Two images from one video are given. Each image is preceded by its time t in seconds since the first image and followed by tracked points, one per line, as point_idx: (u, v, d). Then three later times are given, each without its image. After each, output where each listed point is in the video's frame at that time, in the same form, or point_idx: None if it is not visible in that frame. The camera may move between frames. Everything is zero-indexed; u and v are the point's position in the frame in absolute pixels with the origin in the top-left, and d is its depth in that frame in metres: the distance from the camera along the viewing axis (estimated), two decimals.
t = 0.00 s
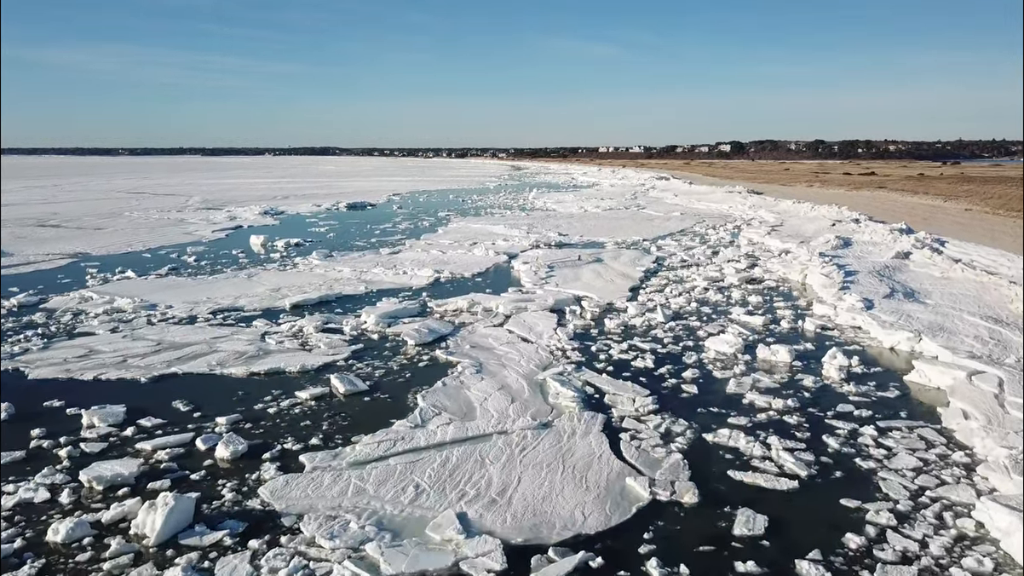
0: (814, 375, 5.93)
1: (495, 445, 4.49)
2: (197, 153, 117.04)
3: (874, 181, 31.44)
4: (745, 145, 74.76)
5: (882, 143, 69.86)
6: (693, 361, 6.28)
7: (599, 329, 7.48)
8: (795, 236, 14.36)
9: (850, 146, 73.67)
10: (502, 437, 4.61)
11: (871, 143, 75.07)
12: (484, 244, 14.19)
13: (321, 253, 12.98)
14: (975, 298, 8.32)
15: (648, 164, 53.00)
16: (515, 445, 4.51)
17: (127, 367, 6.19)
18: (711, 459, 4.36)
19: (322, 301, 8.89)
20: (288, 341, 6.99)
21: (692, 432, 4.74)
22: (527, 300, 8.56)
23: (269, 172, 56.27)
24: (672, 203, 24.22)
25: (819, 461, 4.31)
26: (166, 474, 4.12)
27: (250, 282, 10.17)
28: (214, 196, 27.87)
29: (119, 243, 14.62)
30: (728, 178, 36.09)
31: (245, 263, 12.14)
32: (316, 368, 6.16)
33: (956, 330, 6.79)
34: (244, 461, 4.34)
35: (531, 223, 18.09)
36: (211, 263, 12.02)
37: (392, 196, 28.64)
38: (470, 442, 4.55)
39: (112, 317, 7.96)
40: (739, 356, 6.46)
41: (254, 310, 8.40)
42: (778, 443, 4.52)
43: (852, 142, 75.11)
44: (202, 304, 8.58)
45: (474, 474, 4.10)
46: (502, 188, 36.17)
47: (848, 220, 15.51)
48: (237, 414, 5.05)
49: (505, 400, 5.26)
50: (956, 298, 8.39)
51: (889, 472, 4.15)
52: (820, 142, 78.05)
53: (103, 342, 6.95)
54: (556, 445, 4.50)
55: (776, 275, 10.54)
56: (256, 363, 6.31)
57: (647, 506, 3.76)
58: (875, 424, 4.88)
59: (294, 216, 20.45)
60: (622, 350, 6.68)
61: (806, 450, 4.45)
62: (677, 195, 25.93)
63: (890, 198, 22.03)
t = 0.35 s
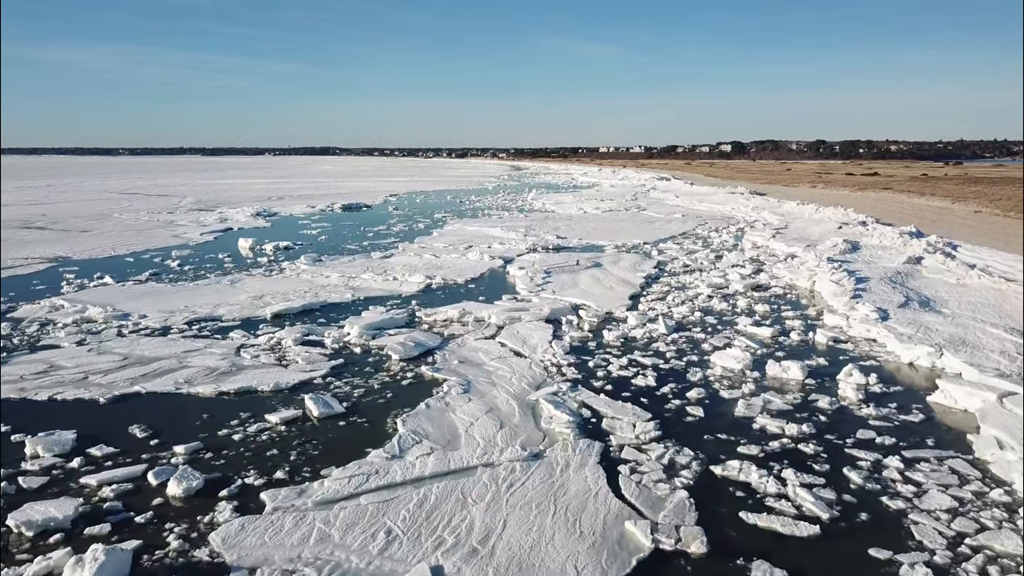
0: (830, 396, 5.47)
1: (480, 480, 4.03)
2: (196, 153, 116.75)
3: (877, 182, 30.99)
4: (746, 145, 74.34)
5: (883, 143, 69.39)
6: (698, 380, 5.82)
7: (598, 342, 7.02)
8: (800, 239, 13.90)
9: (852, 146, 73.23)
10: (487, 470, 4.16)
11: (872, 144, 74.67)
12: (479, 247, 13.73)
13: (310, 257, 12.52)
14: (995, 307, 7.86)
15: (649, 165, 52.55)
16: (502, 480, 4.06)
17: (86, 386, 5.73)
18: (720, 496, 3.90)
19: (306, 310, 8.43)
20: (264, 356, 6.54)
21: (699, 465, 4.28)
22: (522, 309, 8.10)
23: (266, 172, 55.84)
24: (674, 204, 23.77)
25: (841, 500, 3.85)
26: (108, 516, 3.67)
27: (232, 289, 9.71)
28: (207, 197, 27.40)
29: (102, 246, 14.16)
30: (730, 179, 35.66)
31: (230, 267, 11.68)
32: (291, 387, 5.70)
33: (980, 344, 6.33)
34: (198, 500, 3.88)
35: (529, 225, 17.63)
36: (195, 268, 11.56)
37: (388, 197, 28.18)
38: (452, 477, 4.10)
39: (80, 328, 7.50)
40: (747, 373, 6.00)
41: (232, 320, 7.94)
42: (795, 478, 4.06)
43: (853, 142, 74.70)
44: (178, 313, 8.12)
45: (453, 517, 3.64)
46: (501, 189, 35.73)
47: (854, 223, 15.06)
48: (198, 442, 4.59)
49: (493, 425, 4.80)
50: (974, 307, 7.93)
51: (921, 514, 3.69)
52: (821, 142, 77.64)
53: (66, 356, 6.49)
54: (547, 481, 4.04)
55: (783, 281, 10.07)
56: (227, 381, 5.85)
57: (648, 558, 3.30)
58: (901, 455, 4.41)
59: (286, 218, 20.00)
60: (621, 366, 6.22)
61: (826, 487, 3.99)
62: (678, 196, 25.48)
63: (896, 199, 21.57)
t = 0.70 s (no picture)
0: (846, 417, 5.05)
1: (462, 520, 3.62)
2: (195, 152, 116.36)
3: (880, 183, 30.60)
4: (747, 145, 73.94)
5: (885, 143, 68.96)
6: (703, 399, 5.40)
7: (596, 355, 6.59)
8: (806, 243, 13.49)
9: (853, 146, 72.76)
10: (470, 508, 3.75)
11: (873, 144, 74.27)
12: (475, 251, 13.31)
13: (299, 261, 12.11)
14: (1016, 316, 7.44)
15: (649, 165, 52.16)
16: (486, 519, 3.64)
17: (43, 405, 5.30)
18: (730, 540, 3.48)
19: (289, 319, 8.01)
20: (240, 371, 6.12)
21: (706, 501, 3.86)
22: (515, 318, 7.67)
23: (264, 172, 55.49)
24: (675, 205, 23.37)
25: (866, 545, 3.43)
26: (40, 565, 3.26)
27: (215, 296, 9.29)
28: (202, 198, 27.00)
29: (87, 249, 13.75)
30: (731, 180, 35.26)
31: (215, 272, 11.26)
32: (264, 408, 5.27)
33: (1005, 359, 5.91)
34: (146, 543, 3.48)
35: (527, 228, 17.21)
36: (179, 273, 11.14)
37: (385, 198, 27.75)
38: (431, 516, 3.69)
39: (48, 340, 7.08)
40: (756, 391, 5.58)
41: (209, 330, 7.52)
42: (814, 518, 3.64)
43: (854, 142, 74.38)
44: (154, 323, 7.69)
45: (430, 565, 3.23)
46: (500, 189, 35.36)
47: (861, 226, 14.63)
48: (154, 472, 4.19)
49: (480, 453, 4.38)
50: (993, 316, 7.51)
51: (958, 563, 3.27)
52: (822, 142, 77.25)
53: (27, 371, 6.07)
54: (536, 521, 3.63)
55: (789, 287, 9.66)
56: (196, 400, 5.43)
57: None
58: (930, 488, 3.98)
59: (280, 220, 19.59)
60: (621, 382, 5.80)
61: (849, 529, 3.56)
62: (679, 197, 25.04)
63: (902, 200, 21.14)
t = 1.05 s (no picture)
0: (867, 445, 4.59)
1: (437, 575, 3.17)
2: (194, 152, 116.01)
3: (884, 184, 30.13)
4: (747, 144, 73.52)
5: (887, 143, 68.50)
6: (710, 424, 4.94)
7: (594, 372, 6.13)
8: (812, 246, 13.03)
9: (855, 146, 72.29)
10: (447, 559, 3.29)
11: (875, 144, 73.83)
12: (469, 255, 12.85)
13: (287, 265, 11.65)
14: None
15: (649, 166, 51.72)
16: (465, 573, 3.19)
17: None
18: None
19: (268, 329, 7.55)
20: (208, 390, 5.66)
21: (716, 550, 3.40)
22: (508, 330, 7.20)
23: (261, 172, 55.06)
24: (676, 206, 22.92)
25: None
26: None
27: (193, 304, 8.84)
28: (195, 199, 26.56)
29: (69, 253, 13.30)
30: (732, 180, 34.78)
31: (198, 278, 10.79)
32: (228, 434, 4.81)
33: None
34: None
35: (524, 230, 16.75)
36: (160, 279, 10.66)
37: (381, 199, 27.30)
38: (402, 569, 3.23)
39: (8, 354, 6.62)
40: (767, 414, 5.12)
41: (182, 343, 7.04)
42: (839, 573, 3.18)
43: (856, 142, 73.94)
44: (124, 335, 7.22)
45: None
46: (499, 190, 34.93)
47: (869, 228, 14.17)
48: (96, 513, 3.74)
49: (462, 490, 3.93)
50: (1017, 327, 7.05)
51: None
52: (824, 142, 76.81)
53: None
54: None
55: (797, 295, 9.20)
56: (155, 424, 4.97)
57: None
58: (970, 534, 3.52)
59: (272, 222, 19.15)
60: (620, 403, 5.33)
61: None
62: (680, 199, 24.59)
63: (908, 202, 20.67)
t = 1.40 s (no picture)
0: (890, 476, 4.18)
1: None
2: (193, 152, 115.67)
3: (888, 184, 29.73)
4: (747, 145, 73.17)
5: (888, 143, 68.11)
6: (717, 451, 4.52)
7: (590, 389, 5.71)
8: (818, 250, 12.62)
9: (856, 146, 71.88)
10: None
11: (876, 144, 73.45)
12: (464, 258, 12.44)
13: (274, 270, 11.24)
14: None
15: (649, 166, 51.33)
16: None
17: None
18: None
19: (246, 340, 7.13)
20: (174, 410, 5.24)
21: None
22: (500, 341, 6.78)
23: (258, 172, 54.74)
24: (677, 207, 22.52)
25: None
26: None
27: (171, 312, 8.42)
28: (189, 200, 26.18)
29: (51, 257, 12.89)
30: (734, 180, 34.33)
31: (181, 284, 10.38)
32: (190, 462, 4.39)
33: None
34: None
35: (521, 232, 16.35)
36: (141, 285, 10.24)
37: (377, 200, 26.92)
38: None
39: None
40: (779, 439, 4.70)
41: (153, 356, 6.62)
42: None
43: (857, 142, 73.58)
44: (93, 347, 6.79)
45: None
46: (497, 190, 34.55)
47: (875, 231, 13.76)
48: (28, 560, 3.32)
49: (442, 532, 3.52)
50: None
51: None
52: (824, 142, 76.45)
53: None
54: None
55: (804, 302, 8.78)
56: (112, 450, 4.56)
57: None
58: None
59: (264, 223, 18.75)
60: (619, 426, 4.91)
61: None
62: (681, 199, 24.20)
63: (913, 203, 20.27)
